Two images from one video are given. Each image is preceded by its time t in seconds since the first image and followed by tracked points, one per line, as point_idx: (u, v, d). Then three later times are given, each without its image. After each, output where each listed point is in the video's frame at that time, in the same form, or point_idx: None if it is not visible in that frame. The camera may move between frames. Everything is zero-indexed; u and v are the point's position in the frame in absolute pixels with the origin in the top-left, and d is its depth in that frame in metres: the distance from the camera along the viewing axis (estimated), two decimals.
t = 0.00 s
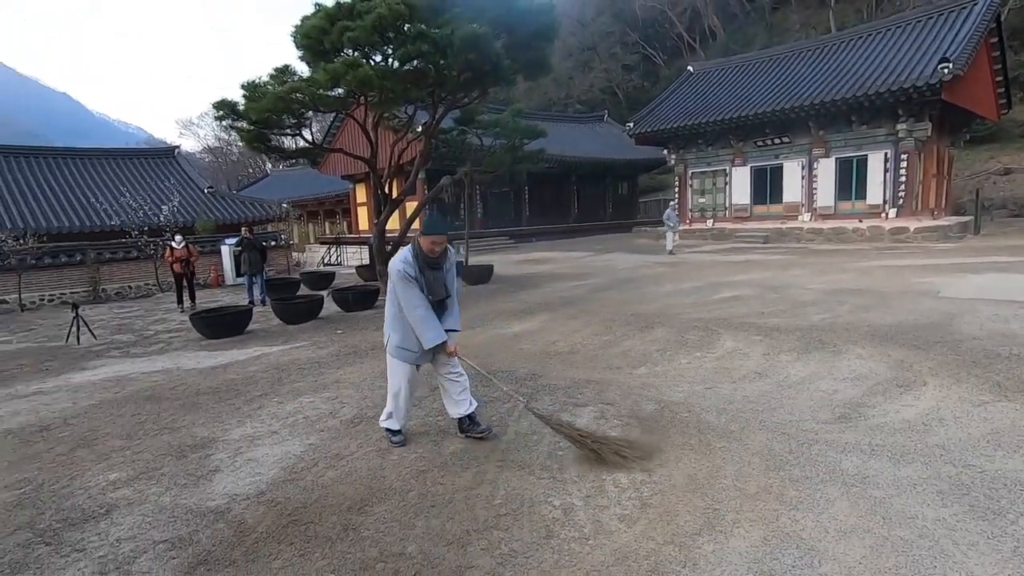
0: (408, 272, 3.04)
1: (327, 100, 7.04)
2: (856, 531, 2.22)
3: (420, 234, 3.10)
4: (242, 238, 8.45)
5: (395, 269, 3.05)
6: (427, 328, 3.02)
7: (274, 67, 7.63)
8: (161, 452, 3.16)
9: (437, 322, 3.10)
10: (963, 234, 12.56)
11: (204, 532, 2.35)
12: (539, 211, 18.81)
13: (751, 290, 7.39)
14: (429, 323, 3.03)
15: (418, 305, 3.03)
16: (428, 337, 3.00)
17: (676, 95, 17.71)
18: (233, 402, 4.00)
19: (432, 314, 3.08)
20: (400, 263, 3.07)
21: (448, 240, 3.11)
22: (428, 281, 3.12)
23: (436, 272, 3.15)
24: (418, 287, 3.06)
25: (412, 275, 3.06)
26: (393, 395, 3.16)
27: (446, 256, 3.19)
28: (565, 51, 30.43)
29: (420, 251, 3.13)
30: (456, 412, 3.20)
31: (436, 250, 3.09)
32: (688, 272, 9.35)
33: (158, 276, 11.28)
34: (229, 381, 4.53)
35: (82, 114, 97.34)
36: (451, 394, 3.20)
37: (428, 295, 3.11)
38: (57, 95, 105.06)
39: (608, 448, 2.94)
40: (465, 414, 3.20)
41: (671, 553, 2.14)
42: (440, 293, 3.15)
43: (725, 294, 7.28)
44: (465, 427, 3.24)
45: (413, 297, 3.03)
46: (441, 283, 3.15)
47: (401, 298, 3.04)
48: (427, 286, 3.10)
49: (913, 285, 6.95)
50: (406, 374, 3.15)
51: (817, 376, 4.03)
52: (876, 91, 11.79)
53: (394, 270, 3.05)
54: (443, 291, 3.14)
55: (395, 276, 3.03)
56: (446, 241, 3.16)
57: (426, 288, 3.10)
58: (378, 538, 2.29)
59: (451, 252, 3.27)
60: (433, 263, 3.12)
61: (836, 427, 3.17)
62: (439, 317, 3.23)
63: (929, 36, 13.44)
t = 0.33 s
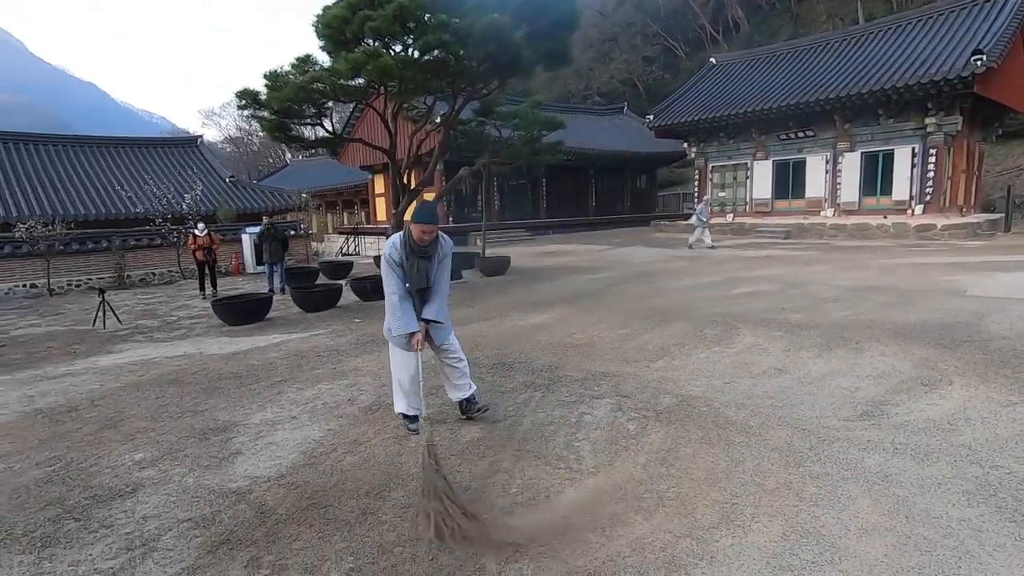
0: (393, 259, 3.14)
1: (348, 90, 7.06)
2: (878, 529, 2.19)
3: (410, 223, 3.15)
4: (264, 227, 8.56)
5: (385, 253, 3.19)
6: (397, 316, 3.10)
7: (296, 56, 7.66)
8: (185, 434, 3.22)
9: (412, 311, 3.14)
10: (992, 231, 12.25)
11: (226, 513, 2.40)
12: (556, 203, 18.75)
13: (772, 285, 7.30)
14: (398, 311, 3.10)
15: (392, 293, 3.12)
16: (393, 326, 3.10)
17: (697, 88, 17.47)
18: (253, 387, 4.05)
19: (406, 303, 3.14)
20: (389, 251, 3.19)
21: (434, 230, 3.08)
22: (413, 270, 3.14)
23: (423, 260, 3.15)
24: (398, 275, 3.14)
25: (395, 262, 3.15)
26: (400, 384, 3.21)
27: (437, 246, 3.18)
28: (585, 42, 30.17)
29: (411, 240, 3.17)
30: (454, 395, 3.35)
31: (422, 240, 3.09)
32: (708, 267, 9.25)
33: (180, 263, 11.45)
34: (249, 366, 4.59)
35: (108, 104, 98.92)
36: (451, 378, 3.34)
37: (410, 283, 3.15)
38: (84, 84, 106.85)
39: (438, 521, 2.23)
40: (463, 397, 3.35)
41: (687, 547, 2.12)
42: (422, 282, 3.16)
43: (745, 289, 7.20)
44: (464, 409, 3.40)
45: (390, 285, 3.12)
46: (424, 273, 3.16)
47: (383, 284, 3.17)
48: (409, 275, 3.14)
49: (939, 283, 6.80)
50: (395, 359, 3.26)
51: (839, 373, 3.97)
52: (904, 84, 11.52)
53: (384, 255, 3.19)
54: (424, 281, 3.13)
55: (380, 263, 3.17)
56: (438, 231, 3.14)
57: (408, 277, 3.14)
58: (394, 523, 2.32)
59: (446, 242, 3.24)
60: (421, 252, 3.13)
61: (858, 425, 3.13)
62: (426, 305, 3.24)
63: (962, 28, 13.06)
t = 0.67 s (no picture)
0: (408, 244, 3.19)
1: (362, 80, 7.07)
2: (890, 524, 2.19)
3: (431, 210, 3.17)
4: (280, 217, 8.63)
5: (400, 238, 3.23)
6: (400, 303, 3.15)
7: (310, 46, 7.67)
8: (202, 420, 3.28)
9: (417, 299, 3.19)
10: (1015, 226, 12.03)
11: (243, 496, 2.44)
12: (570, 195, 18.68)
13: (786, 279, 7.23)
14: (403, 298, 3.15)
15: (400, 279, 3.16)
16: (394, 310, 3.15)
17: (712, 79, 17.27)
18: (268, 374, 4.11)
19: (413, 289, 3.19)
20: (404, 237, 3.22)
21: (454, 220, 3.10)
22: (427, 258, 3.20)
23: (436, 249, 3.19)
24: (410, 261, 3.19)
25: (409, 249, 3.20)
26: (406, 370, 3.24)
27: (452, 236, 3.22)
28: (600, 32, 29.87)
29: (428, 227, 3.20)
30: (444, 373, 3.59)
31: (441, 229, 3.11)
32: (721, 260, 9.18)
33: (197, 252, 11.57)
34: (264, 354, 4.65)
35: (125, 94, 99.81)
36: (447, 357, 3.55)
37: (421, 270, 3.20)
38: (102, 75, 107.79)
39: (305, 486, 2.30)
40: (451, 377, 3.61)
41: (697, 539, 2.13)
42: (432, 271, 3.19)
43: (759, 282, 7.14)
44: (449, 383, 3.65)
45: (399, 271, 3.17)
46: (435, 262, 3.19)
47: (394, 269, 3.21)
48: (422, 262, 3.18)
49: (958, 279, 6.70)
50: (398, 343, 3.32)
51: (854, 368, 3.94)
52: (926, 75, 11.28)
53: (399, 239, 3.22)
54: (436, 271, 3.16)
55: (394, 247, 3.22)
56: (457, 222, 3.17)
57: (420, 264, 3.18)
58: (406, 510, 2.34)
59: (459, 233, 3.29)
60: (437, 240, 3.17)
61: (873, 420, 3.10)
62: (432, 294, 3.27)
63: (988, 17, 12.75)
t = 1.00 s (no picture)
0: (437, 238, 3.26)
1: (370, 74, 7.07)
2: (897, 519, 2.19)
3: (457, 207, 3.30)
4: (289, 211, 8.68)
5: (426, 232, 3.27)
6: (440, 296, 3.19)
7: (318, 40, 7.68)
8: (212, 412, 3.32)
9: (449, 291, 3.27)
10: None
11: (254, 487, 2.48)
12: (577, 189, 18.63)
13: (795, 274, 7.19)
14: (440, 289, 3.20)
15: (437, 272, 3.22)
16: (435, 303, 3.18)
17: (721, 71, 17.14)
18: (278, 367, 4.15)
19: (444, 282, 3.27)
20: (431, 231, 3.27)
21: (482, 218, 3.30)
22: (452, 253, 3.34)
23: (461, 243, 3.34)
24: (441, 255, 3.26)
25: (438, 242, 3.27)
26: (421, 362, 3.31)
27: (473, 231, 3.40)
28: (608, 24, 29.68)
29: (453, 223, 3.32)
30: (448, 363, 3.69)
31: (471, 225, 3.28)
32: (730, 255, 9.13)
33: (207, 246, 11.65)
34: (274, 347, 4.69)
35: (135, 88, 100.21)
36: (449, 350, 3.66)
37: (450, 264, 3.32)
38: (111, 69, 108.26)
39: (389, 468, 2.43)
40: (453, 366, 3.71)
41: (704, 533, 2.13)
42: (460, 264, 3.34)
43: (768, 277, 7.10)
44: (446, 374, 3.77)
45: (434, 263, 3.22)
46: (462, 256, 3.35)
47: (426, 263, 3.24)
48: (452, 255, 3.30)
49: (970, 274, 6.62)
50: (416, 336, 3.33)
51: (864, 364, 3.91)
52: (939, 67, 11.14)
53: (426, 233, 3.26)
54: (466, 263, 3.33)
55: (422, 240, 3.25)
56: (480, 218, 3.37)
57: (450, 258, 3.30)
58: (413, 502, 2.37)
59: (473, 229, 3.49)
60: (463, 235, 3.34)
61: (881, 415, 3.10)
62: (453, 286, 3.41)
63: (1003, 8, 12.56)
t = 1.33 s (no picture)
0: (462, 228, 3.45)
1: (375, 66, 7.05)
2: (899, 510, 2.19)
3: (473, 199, 3.53)
4: (293, 204, 8.68)
5: (449, 222, 3.44)
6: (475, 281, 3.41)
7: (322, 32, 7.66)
8: (218, 403, 3.34)
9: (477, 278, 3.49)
10: None
11: (259, 477, 2.50)
12: (582, 180, 18.57)
13: (800, 266, 7.16)
14: (474, 275, 3.41)
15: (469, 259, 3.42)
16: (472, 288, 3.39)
17: (727, 62, 17.02)
18: (282, 359, 4.17)
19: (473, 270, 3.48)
20: (454, 222, 3.45)
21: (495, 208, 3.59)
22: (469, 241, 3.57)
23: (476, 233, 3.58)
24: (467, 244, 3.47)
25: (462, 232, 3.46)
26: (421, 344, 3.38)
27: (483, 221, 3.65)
28: (612, 15, 29.48)
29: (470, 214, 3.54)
30: (451, 354, 3.70)
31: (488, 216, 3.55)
32: (735, 247, 9.11)
33: (212, 239, 11.70)
34: (279, 340, 4.71)
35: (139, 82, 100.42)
36: (453, 338, 3.67)
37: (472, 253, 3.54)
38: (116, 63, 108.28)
39: (585, 400, 3.10)
40: (455, 356, 3.72)
41: (706, 525, 2.14)
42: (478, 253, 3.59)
43: (773, 269, 7.08)
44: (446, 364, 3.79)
45: (466, 251, 3.42)
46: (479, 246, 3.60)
47: (455, 251, 3.40)
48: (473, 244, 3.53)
49: (977, 266, 6.58)
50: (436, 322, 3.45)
51: (868, 356, 3.90)
52: (948, 56, 11.03)
53: (450, 223, 3.43)
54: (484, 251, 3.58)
55: (451, 230, 3.40)
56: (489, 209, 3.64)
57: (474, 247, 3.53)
58: (417, 492, 2.38)
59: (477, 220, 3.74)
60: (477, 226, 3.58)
61: (887, 407, 3.09)
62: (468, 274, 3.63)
63: None
